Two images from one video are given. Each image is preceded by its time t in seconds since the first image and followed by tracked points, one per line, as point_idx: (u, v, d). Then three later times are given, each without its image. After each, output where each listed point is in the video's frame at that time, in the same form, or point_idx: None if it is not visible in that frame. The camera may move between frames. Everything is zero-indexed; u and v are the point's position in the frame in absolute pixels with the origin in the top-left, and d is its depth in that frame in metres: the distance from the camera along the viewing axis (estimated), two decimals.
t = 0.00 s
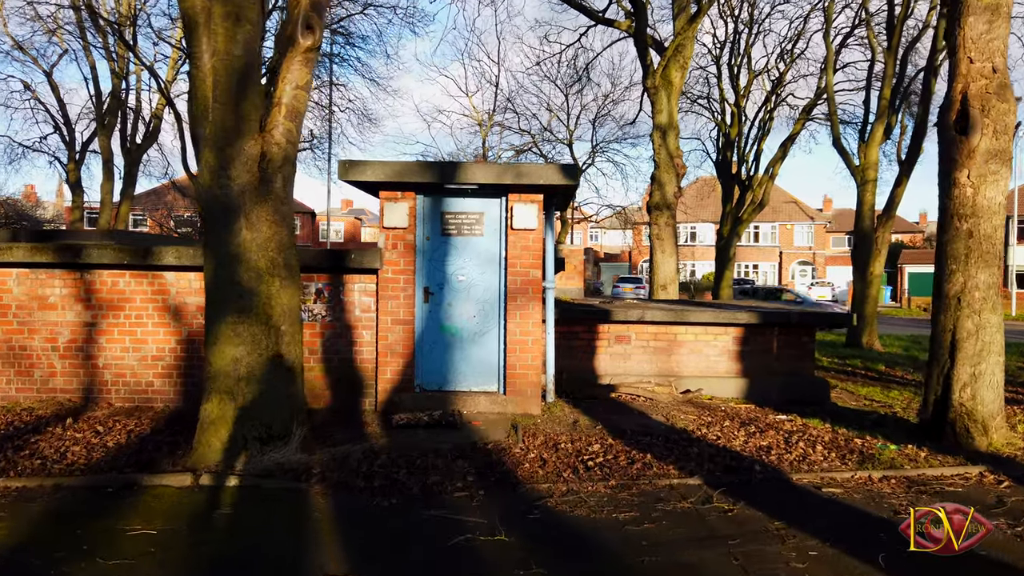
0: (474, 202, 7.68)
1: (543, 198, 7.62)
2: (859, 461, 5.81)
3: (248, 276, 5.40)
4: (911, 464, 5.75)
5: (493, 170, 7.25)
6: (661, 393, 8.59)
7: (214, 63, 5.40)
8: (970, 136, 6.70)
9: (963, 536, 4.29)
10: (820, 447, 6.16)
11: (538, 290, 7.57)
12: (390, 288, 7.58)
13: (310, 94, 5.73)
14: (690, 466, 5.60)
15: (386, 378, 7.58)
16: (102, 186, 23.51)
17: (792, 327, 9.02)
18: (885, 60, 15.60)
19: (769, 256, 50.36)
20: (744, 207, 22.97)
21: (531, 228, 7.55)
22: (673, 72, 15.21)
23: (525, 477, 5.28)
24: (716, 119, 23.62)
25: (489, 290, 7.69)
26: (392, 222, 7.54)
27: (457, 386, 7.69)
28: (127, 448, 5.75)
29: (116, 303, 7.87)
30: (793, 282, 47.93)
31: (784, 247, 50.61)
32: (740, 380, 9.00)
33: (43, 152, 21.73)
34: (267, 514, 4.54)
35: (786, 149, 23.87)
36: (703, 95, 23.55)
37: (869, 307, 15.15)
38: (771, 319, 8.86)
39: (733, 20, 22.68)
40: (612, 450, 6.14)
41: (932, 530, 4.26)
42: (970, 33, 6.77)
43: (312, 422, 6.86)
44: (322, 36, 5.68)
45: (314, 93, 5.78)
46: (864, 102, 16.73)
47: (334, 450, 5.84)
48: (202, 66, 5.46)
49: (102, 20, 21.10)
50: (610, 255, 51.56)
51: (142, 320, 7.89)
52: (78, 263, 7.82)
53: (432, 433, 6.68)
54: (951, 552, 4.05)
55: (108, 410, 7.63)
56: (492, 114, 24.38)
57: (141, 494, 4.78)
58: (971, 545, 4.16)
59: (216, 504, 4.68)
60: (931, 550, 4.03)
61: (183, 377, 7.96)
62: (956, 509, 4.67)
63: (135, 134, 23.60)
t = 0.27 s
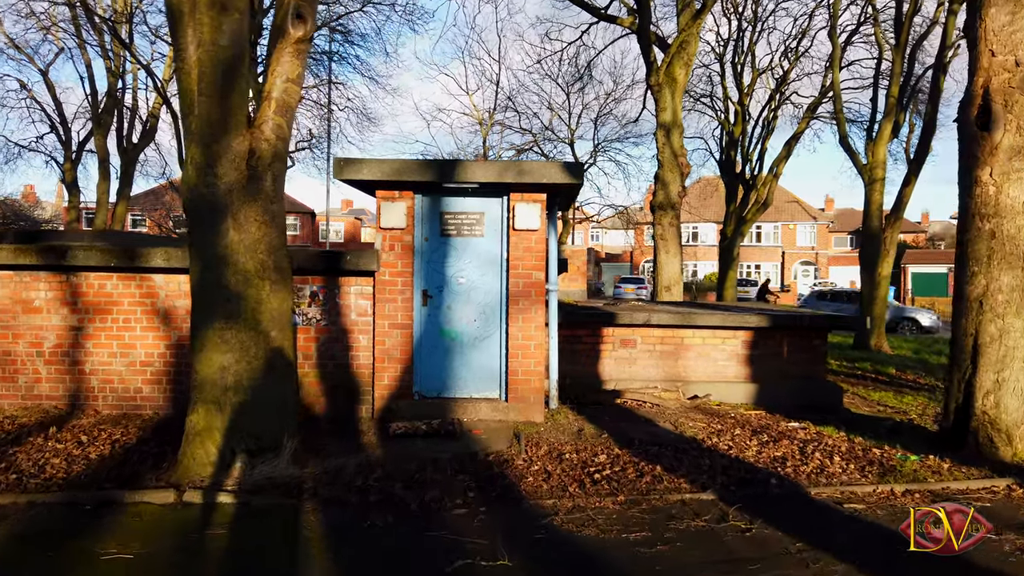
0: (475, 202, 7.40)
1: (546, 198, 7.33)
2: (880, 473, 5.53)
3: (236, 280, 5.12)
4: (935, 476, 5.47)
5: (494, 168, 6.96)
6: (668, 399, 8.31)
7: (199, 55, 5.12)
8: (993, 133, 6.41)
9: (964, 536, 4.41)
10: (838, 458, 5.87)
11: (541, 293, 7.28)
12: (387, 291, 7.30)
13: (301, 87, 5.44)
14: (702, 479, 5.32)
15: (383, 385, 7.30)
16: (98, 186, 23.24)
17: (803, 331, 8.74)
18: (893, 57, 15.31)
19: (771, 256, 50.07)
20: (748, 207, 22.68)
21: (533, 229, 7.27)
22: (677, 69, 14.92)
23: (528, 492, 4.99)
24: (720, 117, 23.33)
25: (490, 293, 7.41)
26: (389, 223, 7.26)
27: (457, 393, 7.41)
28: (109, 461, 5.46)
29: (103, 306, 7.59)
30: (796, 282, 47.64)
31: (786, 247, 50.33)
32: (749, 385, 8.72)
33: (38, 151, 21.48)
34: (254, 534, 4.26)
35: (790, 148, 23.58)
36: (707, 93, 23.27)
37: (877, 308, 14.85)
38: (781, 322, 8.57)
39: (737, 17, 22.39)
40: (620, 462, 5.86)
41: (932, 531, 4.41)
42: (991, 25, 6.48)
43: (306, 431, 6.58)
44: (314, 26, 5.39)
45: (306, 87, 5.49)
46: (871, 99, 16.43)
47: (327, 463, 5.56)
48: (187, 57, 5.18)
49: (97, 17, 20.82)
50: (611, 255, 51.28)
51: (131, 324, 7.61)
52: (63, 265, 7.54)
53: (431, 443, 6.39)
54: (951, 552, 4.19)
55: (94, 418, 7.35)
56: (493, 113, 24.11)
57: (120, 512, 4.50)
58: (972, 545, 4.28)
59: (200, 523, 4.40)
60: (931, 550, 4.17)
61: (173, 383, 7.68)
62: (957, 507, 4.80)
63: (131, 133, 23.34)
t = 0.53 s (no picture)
0: (477, 198, 7.15)
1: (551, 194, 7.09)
2: (901, 480, 5.29)
3: (227, 277, 4.88)
4: (959, 483, 5.23)
5: (498, 163, 6.72)
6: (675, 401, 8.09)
7: (189, 41, 4.88)
8: (1015, 125, 6.17)
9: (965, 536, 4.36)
10: (856, 464, 5.63)
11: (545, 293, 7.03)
12: (386, 290, 7.06)
13: (295, 76, 5.20)
14: (716, 487, 5.07)
15: (382, 387, 7.06)
16: (95, 184, 22.99)
17: (814, 331, 8.50)
18: (901, 54, 15.09)
19: (773, 256, 49.83)
20: (751, 206, 22.44)
21: (538, 225, 7.03)
22: (681, 65, 14.67)
23: (534, 500, 4.75)
24: (723, 115, 23.10)
25: (492, 292, 7.16)
26: (388, 219, 7.02)
27: (458, 395, 7.17)
28: (95, 467, 5.22)
29: (93, 306, 7.35)
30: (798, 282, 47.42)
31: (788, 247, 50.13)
32: (759, 386, 8.48)
33: (34, 149, 21.26)
34: (245, 546, 4.03)
35: (794, 146, 23.35)
36: (710, 91, 23.04)
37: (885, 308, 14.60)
38: (792, 322, 8.33)
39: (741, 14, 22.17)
40: (628, 468, 5.62)
41: (933, 531, 4.35)
42: (1013, 13, 6.24)
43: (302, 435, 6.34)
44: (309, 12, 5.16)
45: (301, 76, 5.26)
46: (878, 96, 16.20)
47: (323, 470, 5.32)
48: (176, 44, 4.94)
49: (94, 14, 20.58)
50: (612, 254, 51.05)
51: (122, 324, 7.37)
52: (52, 263, 7.30)
53: (432, 448, 6.15)
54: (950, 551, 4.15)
55: (84, 421, 7.11)
56: (494, 111, 23.87)
57: (104, 523, 4.26)
58: (971, 545, 4.24)
59: (188, 534, 4.16)
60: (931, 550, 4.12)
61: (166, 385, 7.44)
62: (957, 508, 4.74)
63: (129, 131, 23.11)
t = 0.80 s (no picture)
0: (479, 193, 6.90)
1: (556, 189, 6.84)
2: (925, 489, 5.03)
3: (216, 276, 4.63)
4: (986, 493, 4.97)
5: (501, 157, 6.47)
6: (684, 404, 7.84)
7: (175, 26, 4.63)
8: None
9: (965, 535, 4.30)
10: (877, 472, 5.37)
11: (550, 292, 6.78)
12: (384, 289, 6.81)
13: (288, 64, 4.95)
14: (731, 496, 4.82)
15: (381, 390, 6.81)
16: (92, 183, 22.73)
17: (826, 332, 8.25)
18: (909, 49, 14.83)
19: (776, 256, 49.56)
20: (756, 205, 22.19)
21: (542, 222, 6.77)
22: (686, 61, 14.41)
23: (540, 511, 4.49)
24: (727, 113, 22.85)
25: (495, 291, 6.91)
26: (387, 216, 6.77)
27: (460, 398, 6.91)
28: (79, 476, 4.97)
29: (81, 306, 7.10)
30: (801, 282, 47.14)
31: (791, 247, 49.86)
32: (769, 389, 8.23)
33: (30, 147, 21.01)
34: (232, 561, 3.78)
35: (799, 145, 23.10)
36: (714, 89, 22.79)
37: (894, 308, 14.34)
38: (803, 323, 8.08)
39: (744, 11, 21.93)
40: (638, 475, 5.37)
41: (931, 530, 4.30)
42: None
43: (297, 440, 6.10)
44: None
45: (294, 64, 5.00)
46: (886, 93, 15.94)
47: (318, 477, 5.06)
48: (162, 29, 4.69)
49: (90, 11, 20.32)
50: (614, 254, 50.79)
51: (111, 325, 7.11)
52: (39, 262, 7.05)
53: (432, 454, 5.90)
54: (951, 552, 4.10)
55: (71, 425, 6.86)
56: (495, 109, 23.61)
57: (83, 536, 4.01)
58: (973, 545, 4.19)
59: (173, 548, 3.91)
60: (931, 550, 4.08)
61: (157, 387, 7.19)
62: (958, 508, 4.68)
63: (126, 130, 22.85)
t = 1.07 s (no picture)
0: (479, 192, 6.66)
1: (559, 188, 6.60)
2: (949, 502, 4.79)
3: (203, 278, 4.38)
4: (1013, 506, 4.74)
5: (503, 154, 6.23)
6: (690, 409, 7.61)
7: (159, 13, 4.38)
8: None
9: (965, 535, 4.31)
10: (896, 483, 5.13)
11: (553, 294, 6.54)
12: (381, 291, 6.57)
13: (280, 55, 4.72)
14: (745, 510, 4.59)
15: (378, 395, 6.57)
16: (86, 183, 22.46)
17: (836, 335, 8.02)
18: (916, 46, 14.61)
19: (776, 256, 49.36)
20: (757, 205, 21.96)
21: (545, 221, 6.53)
22: (689, 58, 14.18)
23: (546, 527, 4.26)
24: (729, 112, 22.63)
25: (496, 293, 6.68)
26: (384, 215, 6.53)
27: (459, 404, 6.68)
28: (59, 489, 4.72)
29: (67, 308, 6.86)
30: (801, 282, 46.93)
31: (791, 247, 49.66)
32: (778, 394, 8.00)
33: (24, 146, 20.76)
34: None
35: (801, 144, 22.89)
36: (715, 87, 22.57)
37: (901, 309, 14.10)
38: (813, 326, 7.85)
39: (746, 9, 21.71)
40: (646, 486, 5.14)
41: (931, 530, 4.32)
42: None
43: (290, 450, 5.86)
44: None
45: (285, 55, 4.76)
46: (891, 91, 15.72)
47: (311, 490, 4.82)
48: (146, 17, 4.44)
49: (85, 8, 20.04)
50: (613, 255, 50.57)
51: (98, 328, 6.87)
52: (24, 263, 6.81)
53: (431, 463, 5.66)
54: (952, 551, 4.10)
55: (56, 432, 6.62)
56: (495, 107, 23.37)
57: (60, 556, 3.78)
58: (973, 544, 4.19)
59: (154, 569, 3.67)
60: (931, 549, 4.08)
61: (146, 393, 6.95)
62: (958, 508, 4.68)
63: (121, 129, 22.58)
